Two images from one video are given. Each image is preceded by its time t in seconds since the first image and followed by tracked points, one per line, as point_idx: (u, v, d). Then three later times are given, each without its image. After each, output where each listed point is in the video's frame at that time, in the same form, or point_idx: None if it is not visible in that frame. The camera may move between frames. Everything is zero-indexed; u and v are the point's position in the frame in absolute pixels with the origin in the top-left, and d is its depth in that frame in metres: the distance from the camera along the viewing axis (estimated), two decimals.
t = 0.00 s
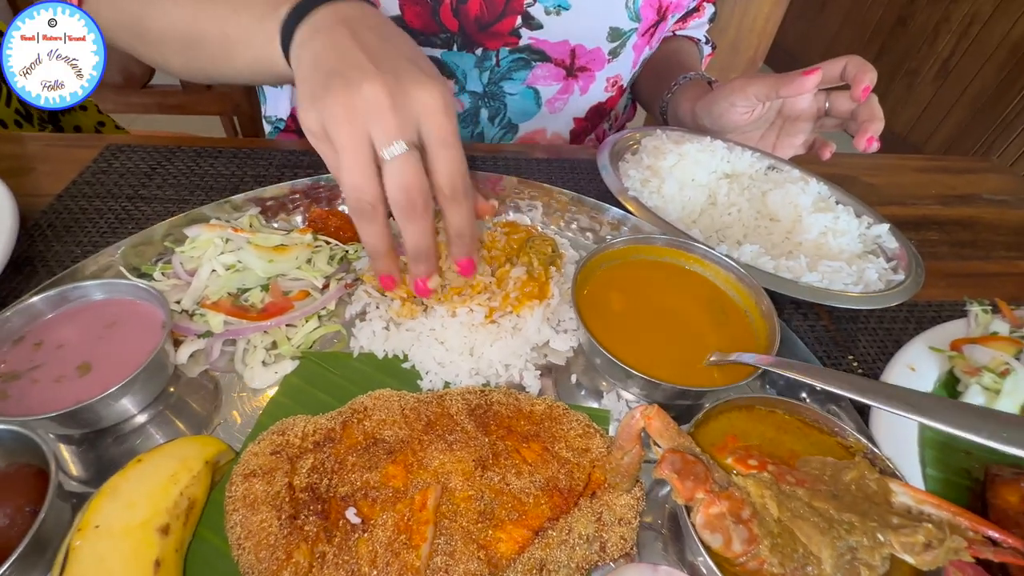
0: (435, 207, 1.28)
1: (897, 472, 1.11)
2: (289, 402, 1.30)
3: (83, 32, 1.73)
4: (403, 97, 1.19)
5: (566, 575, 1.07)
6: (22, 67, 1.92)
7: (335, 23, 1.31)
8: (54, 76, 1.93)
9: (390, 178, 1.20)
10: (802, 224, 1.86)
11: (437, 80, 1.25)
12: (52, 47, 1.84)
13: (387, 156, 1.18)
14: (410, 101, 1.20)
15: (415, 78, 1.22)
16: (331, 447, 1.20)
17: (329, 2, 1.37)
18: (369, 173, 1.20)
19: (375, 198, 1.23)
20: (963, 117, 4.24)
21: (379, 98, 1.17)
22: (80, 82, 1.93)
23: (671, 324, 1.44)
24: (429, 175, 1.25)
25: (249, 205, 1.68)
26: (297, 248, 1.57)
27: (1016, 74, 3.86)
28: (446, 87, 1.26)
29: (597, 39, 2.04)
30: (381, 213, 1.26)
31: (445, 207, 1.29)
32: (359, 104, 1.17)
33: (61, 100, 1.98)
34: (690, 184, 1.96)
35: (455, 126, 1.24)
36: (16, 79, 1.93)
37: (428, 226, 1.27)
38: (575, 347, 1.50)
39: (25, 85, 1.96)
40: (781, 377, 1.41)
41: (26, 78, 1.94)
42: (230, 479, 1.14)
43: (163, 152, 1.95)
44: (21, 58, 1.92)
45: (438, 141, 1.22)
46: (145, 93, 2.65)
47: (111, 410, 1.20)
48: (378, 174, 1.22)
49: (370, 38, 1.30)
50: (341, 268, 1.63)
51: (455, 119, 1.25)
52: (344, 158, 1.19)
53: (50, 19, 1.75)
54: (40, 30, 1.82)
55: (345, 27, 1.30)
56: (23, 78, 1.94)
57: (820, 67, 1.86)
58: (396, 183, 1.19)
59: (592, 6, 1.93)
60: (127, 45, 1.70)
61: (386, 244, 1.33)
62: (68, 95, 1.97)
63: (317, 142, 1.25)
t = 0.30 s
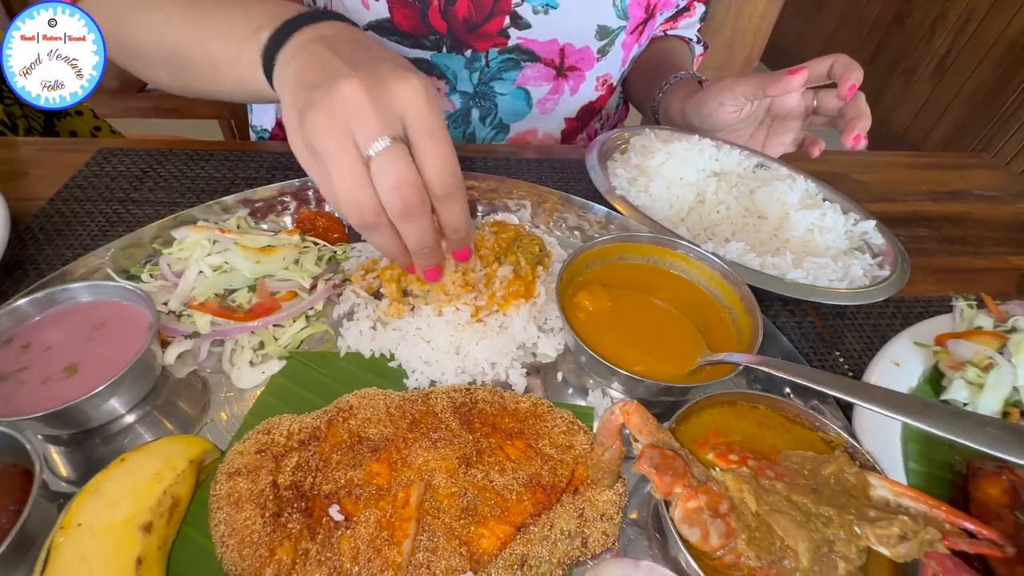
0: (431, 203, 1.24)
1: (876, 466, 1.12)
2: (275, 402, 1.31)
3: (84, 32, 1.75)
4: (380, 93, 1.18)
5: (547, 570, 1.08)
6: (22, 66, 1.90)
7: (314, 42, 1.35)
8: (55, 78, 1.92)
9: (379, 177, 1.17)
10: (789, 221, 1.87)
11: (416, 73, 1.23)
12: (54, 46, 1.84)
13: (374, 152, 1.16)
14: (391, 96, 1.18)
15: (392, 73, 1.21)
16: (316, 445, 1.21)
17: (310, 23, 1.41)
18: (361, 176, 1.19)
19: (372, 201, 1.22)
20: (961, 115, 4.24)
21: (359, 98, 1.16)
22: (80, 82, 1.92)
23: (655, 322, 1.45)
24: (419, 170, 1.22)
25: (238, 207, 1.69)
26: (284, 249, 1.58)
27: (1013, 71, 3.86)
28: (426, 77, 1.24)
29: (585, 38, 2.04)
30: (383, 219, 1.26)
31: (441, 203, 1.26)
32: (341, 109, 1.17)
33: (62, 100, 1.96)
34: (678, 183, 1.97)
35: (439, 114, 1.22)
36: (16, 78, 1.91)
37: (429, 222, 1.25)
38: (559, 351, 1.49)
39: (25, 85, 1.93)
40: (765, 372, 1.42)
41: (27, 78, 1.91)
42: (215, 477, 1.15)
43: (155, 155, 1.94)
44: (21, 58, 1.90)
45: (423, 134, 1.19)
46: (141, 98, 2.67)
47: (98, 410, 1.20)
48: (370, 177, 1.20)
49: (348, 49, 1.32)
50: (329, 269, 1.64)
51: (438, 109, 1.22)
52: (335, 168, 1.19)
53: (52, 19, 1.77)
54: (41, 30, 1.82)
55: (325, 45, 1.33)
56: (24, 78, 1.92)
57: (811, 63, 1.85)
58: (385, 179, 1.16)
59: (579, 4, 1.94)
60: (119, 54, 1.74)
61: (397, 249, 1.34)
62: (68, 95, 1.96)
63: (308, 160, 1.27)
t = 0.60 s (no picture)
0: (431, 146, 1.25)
1: (876, 464, 1.12)
2: (273, 404, 1.31)
3: (84, 32, 1.75)
4: (367, 37, 1.17)
5: (546, 570, 1.07)
6: (22, 67, 1.90)
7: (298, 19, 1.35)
8: (55, 78, 1.91)
9: (377, 123, 1.17)
10: (787, 219, 1.87)
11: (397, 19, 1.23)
12: (54, 47, 1.83)
13: (367, 96, 1.15)
14: (376, 43, 1.18)
15: (374, 19, 1.21)
16: (314, 448, 1.21)
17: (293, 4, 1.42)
18: (359, 123, 1.18)
19: (372, 148, 1.21)
20: (960, 111, 4.23)
21: (345, 47, 1.16)
22: (80, 82, 1.91)
23: (653, 321, 1.44)
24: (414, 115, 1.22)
25: (236, 210, 1.69)
26: (282, 251, 1.59)
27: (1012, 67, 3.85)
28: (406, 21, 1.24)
29: (580, 37, 2.04)
30: (383, 165, 1.23)
31: (441, 146, 1.26)
32: (329, 59, 1.16)
33: (63, 100, 1.95)
34: (676, 182, 1.97)
35: (426, 54, 1.21)
36: (17, 78, 1.91)
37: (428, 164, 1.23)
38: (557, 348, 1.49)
39: (26, 85, 1.93)
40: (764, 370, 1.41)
41: (27, 78, 1.92)
42: (213, 480, 1.15)
43: (153, 159, 1.94)
44: (21, 58, 1.90)
45: (413, 75, 1.19)
46: (141, 102, 2.68)
47: (96, 414, 1.20)
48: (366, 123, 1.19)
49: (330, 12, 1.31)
50: (327, 271, 1.64)
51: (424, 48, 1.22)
52: (331, 120, 1.18)
53: (52, 19, 1.76)
54: (42, 30, 1.81)
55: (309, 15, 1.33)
56: (24, 78, 1.92)
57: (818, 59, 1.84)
58: (383, 124, 1.16)
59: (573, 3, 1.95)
60: (121, 53, 1.77)
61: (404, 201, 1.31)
62: (67, 95, 1.94)
63: (301, 125, 1.25)
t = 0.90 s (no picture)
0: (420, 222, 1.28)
1: (875, 461, 1.12)
2: (274, 405, 1.31)
3: (84, 32, 1.73)
4: (381, 117, 1.21)
5: (547, 569, 1.07)
6: (22, 67, 1.92)
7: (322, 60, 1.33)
8: (55, 78, 1.94)
9: (371, 195, 1.20)
10: (785, 217, 1.87)
11: (415, 102, 1.27)
12: (54, 48, 1.86)
13: (365, 170, 1.19)
14: (390, 123, 1.22)
15: (394, 99, 1.25)
16: (314, 448, 1.22)
17: (319, 32, 1.42)
18: (352, 191, 1.21)
19: (359, 214, 1.24)
20: (960, 108, 4.22)
21: (358, 120, 1.20)
22: (80, 82, 1.93)
23: (652, 320, 1.45)
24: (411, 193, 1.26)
25: (235, 212, 1.70)
26: (281, 252, 1.59)
27: (1011, 64, 3.85)
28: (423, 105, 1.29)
29: (577, 36, 2.04)
30: (366, 229, 1.27)
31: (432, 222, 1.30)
32: (339, 129, 1.20)
33: (62, 100, 1.97)
34: (674, 180, 1.97)
35: (432, 140, 1.26)
36: (17, 79, 1.94)
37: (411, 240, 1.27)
38: (557, 349, 1.49)
39: (26, 86, 1.96)
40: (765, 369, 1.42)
41: (27, 78, 1.94)
42: (215, 482, 1.15)
43: (152, 162, 1.94)
44: (21, 58, 1.92)
45: (418, 158, 1.23)
46: (140, 105, 2.69)
47: (98, 416, 1.20)
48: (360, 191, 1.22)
49: (354, 67, 1.32)
50: (327, 271, 1.64)
51: (434, 137, 1.26)
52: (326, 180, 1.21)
53: (53, 19, 1.77)
54: (43, 30, 1.82)
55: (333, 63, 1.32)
56: (24, 79, 1.94)
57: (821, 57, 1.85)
58: (375, 197, 1.19)
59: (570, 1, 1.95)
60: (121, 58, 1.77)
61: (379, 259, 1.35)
62: (67, 95, 1.96)
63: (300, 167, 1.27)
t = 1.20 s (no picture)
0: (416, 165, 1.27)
1: (876, 459, 1.11)
2: (272, 406, 1.31)
3: (83, 31, 1.74)
4: (346, 63, 1.23)
5: (546, 569, 1.07)
6: (22, 67, 1.94)
7: (292, 40, 1.38)
8: (56, 78, 1.95)
9: (357, 144, 1.21)
10: (785, 215, 1.87)
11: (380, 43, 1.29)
12: (53, 46, 1.86)
13: (344, 117, 1.20)
14: (356, 64, 1.23)
15: (356, 45, 1.27)
16: (312, 449, 1.22)
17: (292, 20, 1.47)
18: (339, 145, 1.23)
19: (352, 168, 1.25)
20: (961, 105, 4.20)
21: (326, 71, 1.22)
22: (80, 82, 1.93)
23: (652, 318, 1.44)
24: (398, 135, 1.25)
25: (234, 212, 1.69)
26: (279, 253, 1.59)
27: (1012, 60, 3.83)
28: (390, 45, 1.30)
29: (575, 22, 1.97)
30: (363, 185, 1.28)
31: (428, 164, 1.28)
32: (311, 85, 1.22)
33: (63, 101, 1.98)
34: (673, 179, 1.96)
35: (406, 77, 1.26)
36: (17, 79, 1.96)
37: (412, 181, 1.26)
38: (556, 348, 1.48)
39: (26, 87, 1.97)
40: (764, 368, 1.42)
41: (27, 78, 1.96)
42: (212, 483, 1.15)
43: (151, 163, 1.94)
44: (21, 58, 1.95)
45: (393, 94, 1.24)
46: (140, 107, 2.71)
47: (96, 416, 1.20)
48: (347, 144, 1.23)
49: (323, 35, 1.36)
50: (325, 271, 1.64)
51: (405, 71, 1.27)
52: (311, 142, 1.23)
53: (52, 18, 1.78)
54: (41, 30, 1.85)
55: (303, 38, 1.36)
56: (24, 79, 1.96)
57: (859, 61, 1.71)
58: (361, 142, 1.19)
59: None
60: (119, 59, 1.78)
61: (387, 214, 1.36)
62: (63, 94, 1.98)
63: (284, 145, 1.30)
